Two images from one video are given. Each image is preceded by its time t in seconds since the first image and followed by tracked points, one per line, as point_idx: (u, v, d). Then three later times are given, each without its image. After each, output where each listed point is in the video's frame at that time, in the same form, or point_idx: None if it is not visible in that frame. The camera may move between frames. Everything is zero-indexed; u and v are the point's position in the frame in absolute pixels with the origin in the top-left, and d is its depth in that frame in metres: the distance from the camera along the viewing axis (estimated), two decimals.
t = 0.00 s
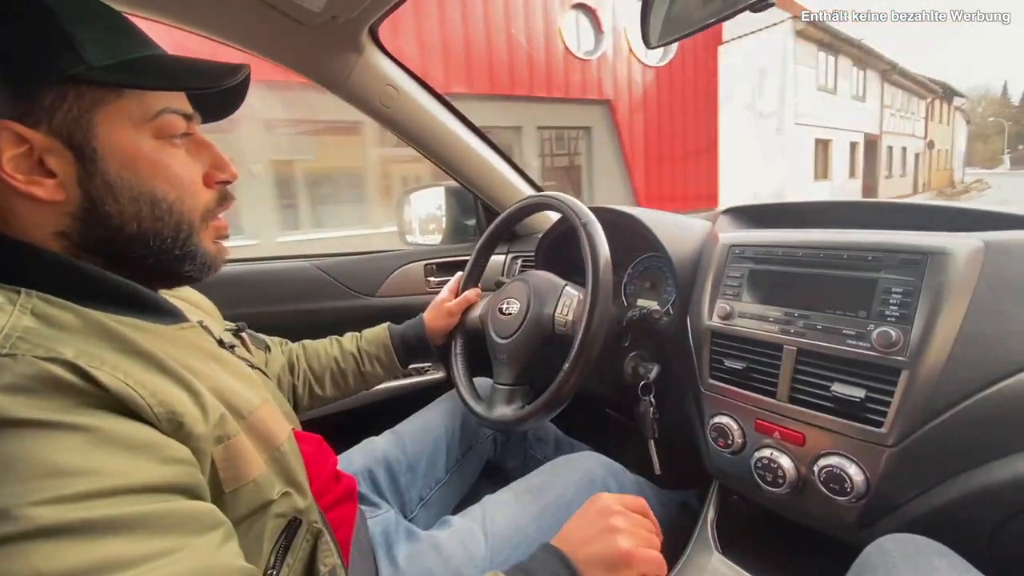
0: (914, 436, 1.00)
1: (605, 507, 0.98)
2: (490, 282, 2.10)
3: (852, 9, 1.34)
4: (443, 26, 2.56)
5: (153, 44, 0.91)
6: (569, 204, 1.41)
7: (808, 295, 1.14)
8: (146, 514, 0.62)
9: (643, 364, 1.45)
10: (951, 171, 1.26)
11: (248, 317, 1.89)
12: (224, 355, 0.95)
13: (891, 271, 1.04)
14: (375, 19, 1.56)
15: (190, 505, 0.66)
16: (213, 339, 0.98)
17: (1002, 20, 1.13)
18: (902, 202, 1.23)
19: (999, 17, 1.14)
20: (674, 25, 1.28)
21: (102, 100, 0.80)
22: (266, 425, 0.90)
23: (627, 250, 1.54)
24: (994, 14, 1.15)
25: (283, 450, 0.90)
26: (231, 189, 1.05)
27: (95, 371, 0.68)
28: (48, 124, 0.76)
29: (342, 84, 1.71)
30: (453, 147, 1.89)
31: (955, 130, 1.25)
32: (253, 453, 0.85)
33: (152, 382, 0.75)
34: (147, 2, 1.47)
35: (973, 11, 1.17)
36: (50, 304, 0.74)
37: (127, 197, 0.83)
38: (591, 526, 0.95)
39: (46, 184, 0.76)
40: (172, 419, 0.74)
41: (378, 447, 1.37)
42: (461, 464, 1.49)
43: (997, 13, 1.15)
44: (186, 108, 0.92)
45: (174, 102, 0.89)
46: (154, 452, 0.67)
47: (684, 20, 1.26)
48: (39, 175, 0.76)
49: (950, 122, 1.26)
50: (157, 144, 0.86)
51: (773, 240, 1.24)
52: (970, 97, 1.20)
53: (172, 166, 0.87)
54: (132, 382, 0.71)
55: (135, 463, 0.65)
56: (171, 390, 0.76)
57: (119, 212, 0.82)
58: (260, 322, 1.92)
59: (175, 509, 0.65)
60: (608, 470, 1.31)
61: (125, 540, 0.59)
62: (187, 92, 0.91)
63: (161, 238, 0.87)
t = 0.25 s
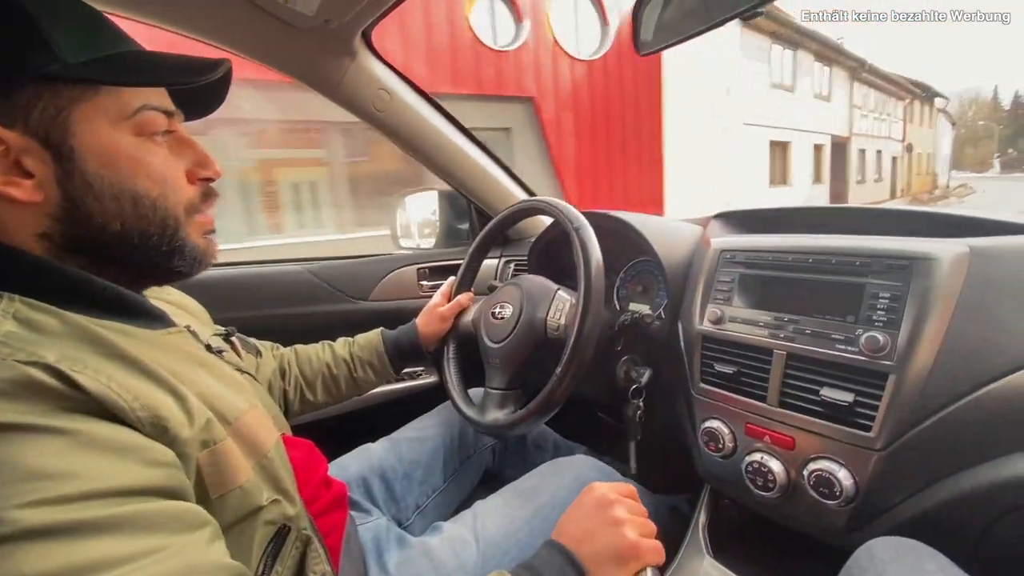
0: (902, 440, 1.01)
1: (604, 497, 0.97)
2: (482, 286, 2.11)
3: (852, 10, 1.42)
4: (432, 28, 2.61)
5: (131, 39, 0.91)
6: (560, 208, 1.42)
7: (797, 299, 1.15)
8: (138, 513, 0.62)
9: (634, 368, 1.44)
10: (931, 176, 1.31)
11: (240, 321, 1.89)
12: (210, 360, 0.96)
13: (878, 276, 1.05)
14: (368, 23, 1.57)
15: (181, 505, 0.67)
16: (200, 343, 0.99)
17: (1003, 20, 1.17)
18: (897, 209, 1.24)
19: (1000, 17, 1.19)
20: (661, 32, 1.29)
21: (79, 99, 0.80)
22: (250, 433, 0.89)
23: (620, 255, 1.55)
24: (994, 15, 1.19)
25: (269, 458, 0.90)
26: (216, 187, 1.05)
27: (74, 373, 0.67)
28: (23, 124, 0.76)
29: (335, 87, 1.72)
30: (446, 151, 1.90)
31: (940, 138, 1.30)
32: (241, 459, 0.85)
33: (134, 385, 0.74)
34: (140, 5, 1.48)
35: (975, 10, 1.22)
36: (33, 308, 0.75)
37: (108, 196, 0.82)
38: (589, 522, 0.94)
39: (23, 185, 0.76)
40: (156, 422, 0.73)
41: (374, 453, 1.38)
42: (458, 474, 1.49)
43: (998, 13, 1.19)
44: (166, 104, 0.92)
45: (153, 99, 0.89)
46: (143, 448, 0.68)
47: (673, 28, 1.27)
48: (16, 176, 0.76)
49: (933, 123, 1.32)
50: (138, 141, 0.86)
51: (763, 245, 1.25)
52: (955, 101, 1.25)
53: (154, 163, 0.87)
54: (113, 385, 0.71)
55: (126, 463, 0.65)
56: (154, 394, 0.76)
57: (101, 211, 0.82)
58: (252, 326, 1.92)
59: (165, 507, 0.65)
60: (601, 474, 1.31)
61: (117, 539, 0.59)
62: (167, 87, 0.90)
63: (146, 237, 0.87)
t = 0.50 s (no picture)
0: (879, 446, 1.00)
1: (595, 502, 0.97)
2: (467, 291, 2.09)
3: (852, 10, 1.35)
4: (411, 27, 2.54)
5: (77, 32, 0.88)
6: (541, 214, 1.41)
7: (776, 306, 1.15)
8: (85, 522, 0.61)
9: (618, 375, 1.44)
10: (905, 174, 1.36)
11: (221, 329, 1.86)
12: (170, 369, 0.95)
13: (856, 282, 1.05)
14: (346, 28, 1.55)
15: (130, 513, 0.66)
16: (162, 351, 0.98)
17: (1002, 20, 1.15)
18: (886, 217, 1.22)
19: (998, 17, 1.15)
20: (637, 39, 1.27)
21: (16, 97, 0.78)
22: (211, 444, 0.87)
23: (603, 261, 1.54)
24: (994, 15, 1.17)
25: (231, 471, 0.88)
26: (173, 184, 1.03)
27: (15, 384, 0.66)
28: None
29: (315, 92, 1.70)
30: (429, 156, 1.88)
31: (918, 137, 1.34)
32: (199, 471, 0.83)
33: (81, 396, 0.73)
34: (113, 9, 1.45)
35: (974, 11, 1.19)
36: None
37: (51, 198, 0.81)
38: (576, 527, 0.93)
39: None
40: (105, 430, 0.72)
41: (364, 467, 1.37)
42: (456, 494, 1.39)
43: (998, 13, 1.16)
44: (112, 99, 0.91)
45: (97, 95, 0.88)
46: (92, 454, 0.67)
47: (649, 35, 1.25)
48: None
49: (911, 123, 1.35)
50: (82, 139, 0.84)
51: (743, 250, 1.25)
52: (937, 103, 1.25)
53: (99, 162, 0.85)
54: (56, 394, 0.69)
55: (72, 472, 0.64)
56: (102, 403, 0.75)
57: (43, 213, 0.80)
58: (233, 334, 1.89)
59: (112, 516, 0.64)
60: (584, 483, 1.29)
61: (64, 549, 0.58)
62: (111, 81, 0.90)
63: (94, 237, 0.86)
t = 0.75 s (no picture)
0: (874, 445, 0.99)
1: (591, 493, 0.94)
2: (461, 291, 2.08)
3: (852, 10, 1.34)
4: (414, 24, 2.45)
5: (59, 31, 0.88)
6: (532, 212, 1.39)
7: (771, 304, 1.13)
8: (54, 518, 0.59)
9: (612, 373, 1.41)
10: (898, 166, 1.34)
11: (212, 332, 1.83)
12: (150, 372, 0.93)
13: (849, 278, 1.03)
14: (334, 25, 1.53)
15: (101, 509, 0.64)
16: (143, 354, 0.96)
17: (1001, 20, 1.10)
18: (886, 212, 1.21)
19: (999, 17, 1.11)
20: (622, 32, 1.25)
21: None
22: (190, 446, 0.86)
23: (596, 259, 1.52)
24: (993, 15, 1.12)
25: (210, 475, 0.85)
26: (158, 186, 1.01)
27: None
28: None
29: (304, 90, 1.68)
30: (421, 156, 1.86)
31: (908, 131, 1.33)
32: (177, 471, 0.82)
33: (47, 394, 0.71)
34: (96, 8, 1.43)
35: (974, 11, 1.14)
36: None
37: (29, 198, 0.79)
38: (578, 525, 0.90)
39: None
40: (71, 428, 0.70)
41: (362, 471, 1.35)
42: (457, 506, 1.36)
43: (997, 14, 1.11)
44: (94, 98, 0.89)
45: (78, 93, 0.86)
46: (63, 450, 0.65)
47: (636, 28, 1.23)
48: None
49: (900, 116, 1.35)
50: (60, 138, 0.82)
51: (735, 247, 1.23)
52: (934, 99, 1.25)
53: (78, 162, 0.83)
54: (19, 393, 0.67)
55: (42, 468, 0.62)
56: (71, 402, 0.73)
57: (20, 214, 0.78)
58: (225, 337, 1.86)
59: (82, 513, 0.62)
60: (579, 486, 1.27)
61: (35, 545, 0.57)
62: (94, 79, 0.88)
63: (73, 238, 0.83)
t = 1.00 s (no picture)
0: (878, 444, 0.99)
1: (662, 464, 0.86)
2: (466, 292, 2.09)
3: (852, 10, 1.27)
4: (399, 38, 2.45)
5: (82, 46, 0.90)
6: (535, 215, 1.40)
7: (775, 304, 1.14)
8: (84, 484, 0.61)
9: (617, 374, 1.43)
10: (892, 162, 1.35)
11: (220, 337, 1.85)
12: (167, 377, 0.94)
13: (851, 278, 1.04)
14: (338, 32, 1.54)
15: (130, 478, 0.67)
16: (157, 360, 0.97)
17: (1002, 20, 1.08)
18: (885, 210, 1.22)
19: (998, 17, 1.09)
20: (623, 36, 1.26)
21: (16, 107, 0.78)
22: (208, 446, 0.87)
23: (601, 261, 1.53)
24: (994, 14, 1.09)
25: (228, 476, 0.87)
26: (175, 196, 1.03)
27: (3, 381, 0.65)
28: None
29: (309, 96, 1.70)
30: (424, 160, 1.87)
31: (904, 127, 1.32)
32: (201, 469, 0.83)
33: (76, 391, 0.72)
34: (103, 19, 1.45)
35: (973, 11, 1.12)
36: None
37: (51, 208, 0.80)
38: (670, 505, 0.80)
39: None
40: (101, 423, 0.72)
41: (374, 475, 1.37)
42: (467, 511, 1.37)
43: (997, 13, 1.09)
44: (117, 112, 0.90)
45: (101, 106, 0.87)
46: (85, 436, 0.68)
47: (637, 32, 1.23)
48: None
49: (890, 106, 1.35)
50: (83, 150, 0.83)
51: (738, 248, 1.24)
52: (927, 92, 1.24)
53: (101, 173, 0.84)
54: (50, 391, 0.68)
55: (70, 451, 0.64)
56: (102, 399, 0.74)
57: (42, 224, 0.79)
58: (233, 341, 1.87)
59: (111, 481, 0.64)
60: (586, 488, 1.26)
61: (71, 507, 0.59)
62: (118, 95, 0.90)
63: (91, 247, 0.84)
